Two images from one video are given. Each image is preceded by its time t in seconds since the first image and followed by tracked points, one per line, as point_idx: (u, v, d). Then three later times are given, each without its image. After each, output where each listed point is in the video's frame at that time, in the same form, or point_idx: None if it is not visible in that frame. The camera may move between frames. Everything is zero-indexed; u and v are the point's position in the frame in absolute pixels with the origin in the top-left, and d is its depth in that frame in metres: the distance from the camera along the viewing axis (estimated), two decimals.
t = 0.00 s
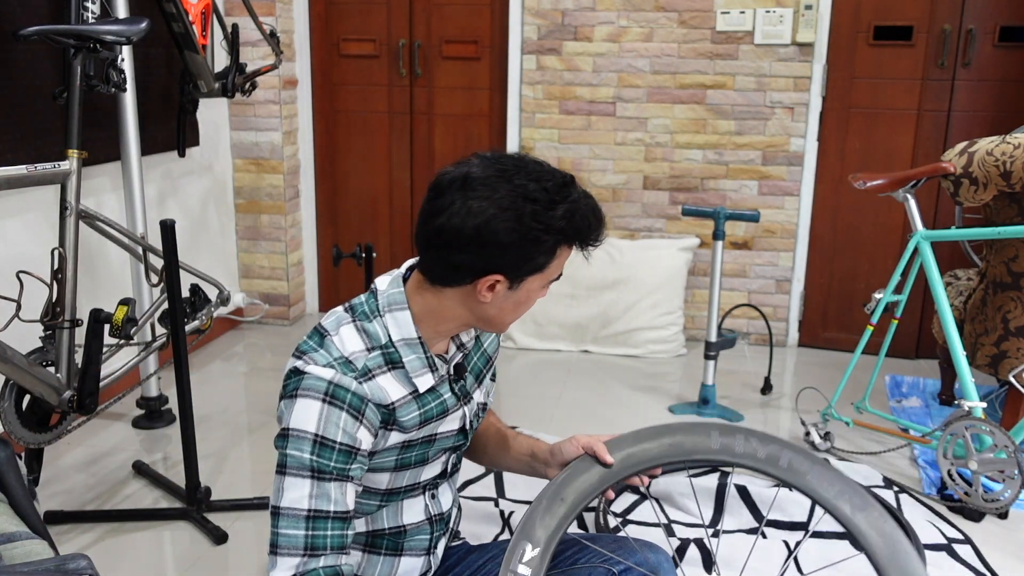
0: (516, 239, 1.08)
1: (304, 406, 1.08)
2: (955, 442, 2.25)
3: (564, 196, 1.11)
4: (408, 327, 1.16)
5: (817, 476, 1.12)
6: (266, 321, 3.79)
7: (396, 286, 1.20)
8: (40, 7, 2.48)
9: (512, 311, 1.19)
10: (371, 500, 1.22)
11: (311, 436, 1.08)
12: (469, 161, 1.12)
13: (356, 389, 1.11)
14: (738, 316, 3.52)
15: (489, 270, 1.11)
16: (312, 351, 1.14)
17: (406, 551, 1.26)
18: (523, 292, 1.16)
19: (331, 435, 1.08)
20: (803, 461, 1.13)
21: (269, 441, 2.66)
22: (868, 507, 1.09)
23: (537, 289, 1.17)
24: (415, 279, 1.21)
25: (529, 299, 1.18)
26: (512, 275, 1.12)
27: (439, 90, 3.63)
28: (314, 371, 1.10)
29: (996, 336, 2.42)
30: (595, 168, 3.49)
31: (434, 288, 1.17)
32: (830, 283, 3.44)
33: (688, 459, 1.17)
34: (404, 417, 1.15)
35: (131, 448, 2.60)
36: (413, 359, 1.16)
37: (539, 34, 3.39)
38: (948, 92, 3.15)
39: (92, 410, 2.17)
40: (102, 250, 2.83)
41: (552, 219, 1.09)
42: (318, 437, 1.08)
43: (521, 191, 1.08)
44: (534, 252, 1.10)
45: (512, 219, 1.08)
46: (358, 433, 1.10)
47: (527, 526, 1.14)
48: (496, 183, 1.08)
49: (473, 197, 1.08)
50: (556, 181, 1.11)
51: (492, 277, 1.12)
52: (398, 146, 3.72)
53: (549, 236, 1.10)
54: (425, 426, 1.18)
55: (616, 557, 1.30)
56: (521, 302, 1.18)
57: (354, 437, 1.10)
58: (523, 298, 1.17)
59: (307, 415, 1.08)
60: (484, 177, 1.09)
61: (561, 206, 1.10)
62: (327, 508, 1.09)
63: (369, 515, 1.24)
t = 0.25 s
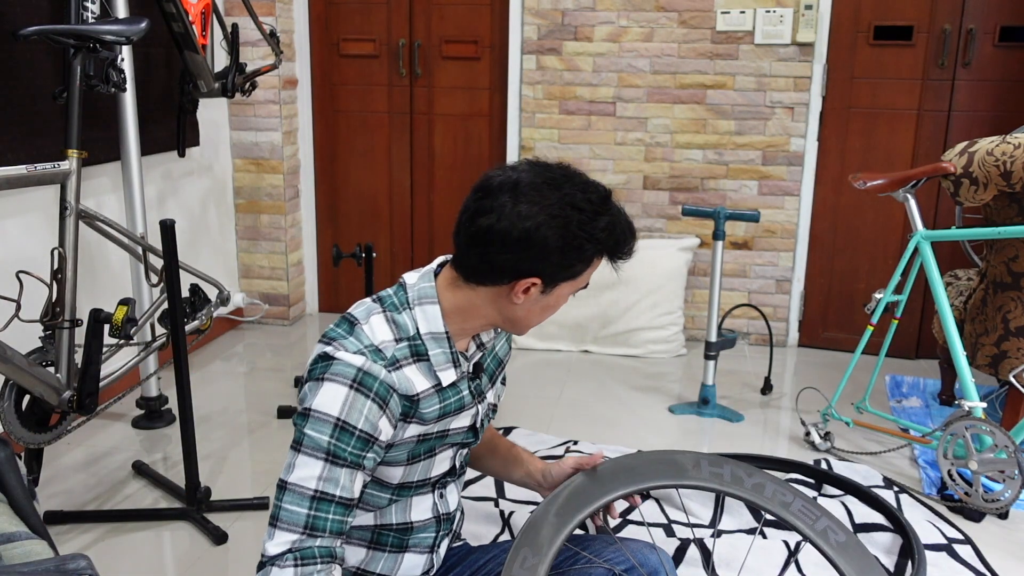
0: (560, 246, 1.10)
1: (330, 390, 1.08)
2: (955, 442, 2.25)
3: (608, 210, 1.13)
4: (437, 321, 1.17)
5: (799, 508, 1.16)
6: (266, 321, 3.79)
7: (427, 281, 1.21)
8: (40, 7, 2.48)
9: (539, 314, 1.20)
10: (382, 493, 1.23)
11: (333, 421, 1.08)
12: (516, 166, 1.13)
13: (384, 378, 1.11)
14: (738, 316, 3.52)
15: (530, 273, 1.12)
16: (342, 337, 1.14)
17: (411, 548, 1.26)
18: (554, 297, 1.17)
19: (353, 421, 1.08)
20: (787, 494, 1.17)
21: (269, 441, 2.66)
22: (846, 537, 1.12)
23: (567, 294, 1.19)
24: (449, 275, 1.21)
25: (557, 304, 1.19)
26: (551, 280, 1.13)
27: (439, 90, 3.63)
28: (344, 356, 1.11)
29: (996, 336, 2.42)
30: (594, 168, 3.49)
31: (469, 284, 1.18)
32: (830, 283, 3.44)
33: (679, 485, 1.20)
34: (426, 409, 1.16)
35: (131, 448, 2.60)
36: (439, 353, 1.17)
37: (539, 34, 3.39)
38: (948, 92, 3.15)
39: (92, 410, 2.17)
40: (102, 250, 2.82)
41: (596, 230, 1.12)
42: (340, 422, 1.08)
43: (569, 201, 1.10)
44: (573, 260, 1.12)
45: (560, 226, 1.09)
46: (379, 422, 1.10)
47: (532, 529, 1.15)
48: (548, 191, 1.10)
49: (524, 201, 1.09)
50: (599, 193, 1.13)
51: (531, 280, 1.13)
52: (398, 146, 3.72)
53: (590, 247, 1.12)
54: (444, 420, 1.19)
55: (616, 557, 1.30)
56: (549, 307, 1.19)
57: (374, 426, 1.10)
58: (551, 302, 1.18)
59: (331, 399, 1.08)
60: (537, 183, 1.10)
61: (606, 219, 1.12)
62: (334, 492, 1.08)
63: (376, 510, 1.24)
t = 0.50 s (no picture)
0: (574, 247, 1.10)
1: (340, 386, 1.08)
2: (955, 442, 2.25)
3: (622, 213, 1.14)
4: (449, 322, 1.18)
5: (798, 514, 1.04)
6: (266, 321, 3.79)
7: (440, 280, 1.21)
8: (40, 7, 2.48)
9: (551, 315, 1.20)
10: (387, 491, 1.23)
11: (342, 417, 1.08)
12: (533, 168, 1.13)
13: (395, 376, 1.12)
14: (738, 316, 3.52)
15: (543, 273, 1.12)
16: (353, 334, 1.14)
17: (412, 548, 1.26)
18: (566, 299, 1.18)
19: (362, 419, 1.08)
20: (786, 498, 1.05)
21: (269, 441, 2.66)
22: (845, 544, 1.02)
23: (578, 296, 1.19)
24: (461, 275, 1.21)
25: (569, 306, 1.19)
26: (564, 281, 1.13)
27: (439, 90, 3.63)
28: (355, 353, 1.11)
29: (996, 336, 2.42)
30: (595, 168, 3.49)
31: (481, 284, 1.18)
32: (830, 283, 3.44)
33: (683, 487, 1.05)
34: (435, 409, 1.16)
35: (131, 448, 2.60)
36: (449, 353, 1.17)
37: (539, 34, 3.39)
38: (948, 92, 3.15)
39: (92, 410, 2.17)
40: (102, 250, 2.82)
41: (610, 232, 1.12)
42: (349, 418, 1.08)
43: (585, 203, 1.10)
44: (586, 262, 1.12)
45: (575, 228, 1.10)
46: (388, 421, 1.11)
47: (534, 531, 1.03)
48: (564, 192, 1.10)
49: (540, 202, 1.09)
50: (615, 196, 1.14)
51: (544, 280, 1.13)
52: (398, 146, 3.72)
53: (604, 249, 1.12)
54: (451, 421, 1.19)
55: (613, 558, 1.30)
56: (561, 309, 1.19)
57: (383, 424, 1.10)
58: (562, 304, 1.18)
59: (341, 395, 1.08)
60: (553, 185, 1.10)
61: (620, 222, 1.13)
62: (339, 488, 1.08)
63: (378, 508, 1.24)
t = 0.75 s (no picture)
0: (548, 234, 1.09)
1: (328, 385, 1.09)
2: (955, 442, 2.25)
3: (601, 200, 1.12)
4: (437, 319, 1.18)
5: (799, 524, 1.04)
6: (266, 321, 3.79)
7: (427, 277, 1.21)
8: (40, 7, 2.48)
9: (539, 308, 1.18)
10: (381, 491, 1.24)
11: (331, 416, 1.09)
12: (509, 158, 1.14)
13: (382, 373, 1.12)
14: (738, 316, 3.52)
15: (519, 262, 1.11)
16: (341, 333, 1.15)
17: (410, 549, 1.26)
18: (551, 291, 1.16)
19: (350, 417, 1.09)
20: (787, 507, 1.05)
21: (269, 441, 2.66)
22: (844, 554, 1.04)
23: (565, 288, 1.17)
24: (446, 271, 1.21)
25: (556, 297, 1.18)
26: (544, 271, 1.12)
27: (439, 90, 3.63)
28: (341, 352, 1.11)
29: (996, 336, 2.42)
30: (595, 168, 3.49)
31: (465, 279, 1.18)
32: (830, 284, 3.44)
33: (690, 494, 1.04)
34: (424, 407, 1.17)
35: (131, 448, 2.60)
36: (437, 350, 1.17)
37: (539, 34, 3.39)
38: (948, 92, 3.15)
39: (92, 410, 2.17)
40: (102, 250, 2.83)
41: (586, 217, 1.10)
42: (337, 417, 1.09)
43: (559, 189, 1.09)
44: (561, 249, 1.11)
45: (548, 212, 1.08)
46: (376, 418, 1.11)
47: (537, 530, 1.03)
48: (538, 180, 1.09)
49: (513, 189, 1.09)
50: (592, 181, 1.12)
51: (522, 270, 1.12)
52: (398, 146, 3.72)
53: (580, 235, 1.11)
54: (442, 420, 1.19)
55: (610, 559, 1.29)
56: (548, 301, 1.18)
57: (372, 422, 1.11)
58: (549, 295, 1.16)
59: (328, 395, 1.09)
60: (527, 173, 1.10)
61: (597, 209, 1.11)
62: (333, 488, 1.09)
63: (375, 507, 1.25)
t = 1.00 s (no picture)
0: (457, 179, 1.11)
1: (302, 393, 1.09)
2: (955, 442, 2.24)
3: (515, 142, 1.13)
4: (405, 310, 1.19)
5: (801, 525, 1.14)
6: (266, 321, 3.79)
7: (392, 270, 1.22)
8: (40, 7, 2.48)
9: (491, 272, 1.18)
10: (376, 488, 1.23)
11: (309, 423, 1.09)
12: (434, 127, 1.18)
13: (353, 374, 1.12)
14: (738, 316, 3.52)
15: (444, 221, 1.14)
16: (311, 339, 1.15)
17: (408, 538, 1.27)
18: (492, 249, 1.16)
19: (328, 421, 1.09)
20: (790, 509, 1.15)
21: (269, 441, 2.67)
22: (847, 555, 1.13)
23: (506, 242, 1.17)
24: (403, 262, 1.23)
25: (503, 256, 1.17)
26: (472, 226, 1.13)
27: (439, 90, 3.63)
28: (310, 358, 1.12)
29: (996, 336, 2.42)
30: (595, 168, 3.49)
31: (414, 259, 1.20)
32: (830, 284, 3.44)
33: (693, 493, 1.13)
34: (401, 402, 1.17)
35: (131, 448, 2.60)
36: (410, 341, 1.18)
37: (539, 34, 3.39)
38: (948, 92, 3.15)
39: (92, 410, 2.17)
40: (102, 251, 2.82)
41: (493, 156, 1.11)
42: (315, 423, 1.09)
43: (466, 136, 1.12)
44: (479, 194, 1.12)
45: (453, 161, 1.10)
46: (355, 418, 1.11)
47: (539, 531, 1.06)
48: (448, 130, 1.12)
49: (424, 150, 1.12)
50: (505, 129, 1.13)
51: (450, 230, 1.15)
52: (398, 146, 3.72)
53: (491, 174, 1.11)
54: (424, 412, 1.19)
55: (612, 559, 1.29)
56: (495, 262, 1.18)
57: (351, 423, 1.11)
58: (492, 254, 1.17)
59: (304, 402, 1.09)
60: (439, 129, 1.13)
61: (508, 149, 1.12)
62: (326, 494, 1.09)
63: (373, 503, 1.24)
